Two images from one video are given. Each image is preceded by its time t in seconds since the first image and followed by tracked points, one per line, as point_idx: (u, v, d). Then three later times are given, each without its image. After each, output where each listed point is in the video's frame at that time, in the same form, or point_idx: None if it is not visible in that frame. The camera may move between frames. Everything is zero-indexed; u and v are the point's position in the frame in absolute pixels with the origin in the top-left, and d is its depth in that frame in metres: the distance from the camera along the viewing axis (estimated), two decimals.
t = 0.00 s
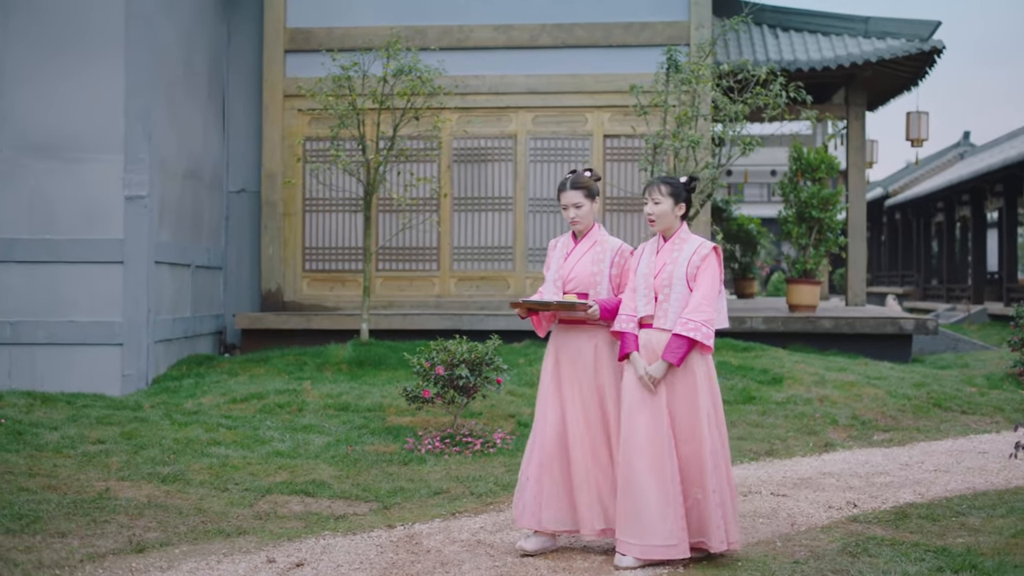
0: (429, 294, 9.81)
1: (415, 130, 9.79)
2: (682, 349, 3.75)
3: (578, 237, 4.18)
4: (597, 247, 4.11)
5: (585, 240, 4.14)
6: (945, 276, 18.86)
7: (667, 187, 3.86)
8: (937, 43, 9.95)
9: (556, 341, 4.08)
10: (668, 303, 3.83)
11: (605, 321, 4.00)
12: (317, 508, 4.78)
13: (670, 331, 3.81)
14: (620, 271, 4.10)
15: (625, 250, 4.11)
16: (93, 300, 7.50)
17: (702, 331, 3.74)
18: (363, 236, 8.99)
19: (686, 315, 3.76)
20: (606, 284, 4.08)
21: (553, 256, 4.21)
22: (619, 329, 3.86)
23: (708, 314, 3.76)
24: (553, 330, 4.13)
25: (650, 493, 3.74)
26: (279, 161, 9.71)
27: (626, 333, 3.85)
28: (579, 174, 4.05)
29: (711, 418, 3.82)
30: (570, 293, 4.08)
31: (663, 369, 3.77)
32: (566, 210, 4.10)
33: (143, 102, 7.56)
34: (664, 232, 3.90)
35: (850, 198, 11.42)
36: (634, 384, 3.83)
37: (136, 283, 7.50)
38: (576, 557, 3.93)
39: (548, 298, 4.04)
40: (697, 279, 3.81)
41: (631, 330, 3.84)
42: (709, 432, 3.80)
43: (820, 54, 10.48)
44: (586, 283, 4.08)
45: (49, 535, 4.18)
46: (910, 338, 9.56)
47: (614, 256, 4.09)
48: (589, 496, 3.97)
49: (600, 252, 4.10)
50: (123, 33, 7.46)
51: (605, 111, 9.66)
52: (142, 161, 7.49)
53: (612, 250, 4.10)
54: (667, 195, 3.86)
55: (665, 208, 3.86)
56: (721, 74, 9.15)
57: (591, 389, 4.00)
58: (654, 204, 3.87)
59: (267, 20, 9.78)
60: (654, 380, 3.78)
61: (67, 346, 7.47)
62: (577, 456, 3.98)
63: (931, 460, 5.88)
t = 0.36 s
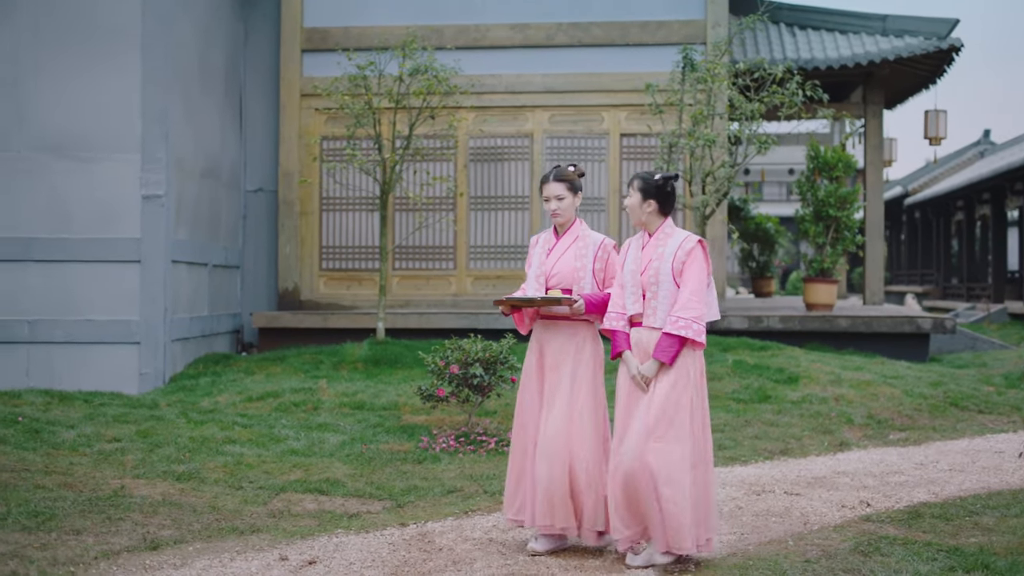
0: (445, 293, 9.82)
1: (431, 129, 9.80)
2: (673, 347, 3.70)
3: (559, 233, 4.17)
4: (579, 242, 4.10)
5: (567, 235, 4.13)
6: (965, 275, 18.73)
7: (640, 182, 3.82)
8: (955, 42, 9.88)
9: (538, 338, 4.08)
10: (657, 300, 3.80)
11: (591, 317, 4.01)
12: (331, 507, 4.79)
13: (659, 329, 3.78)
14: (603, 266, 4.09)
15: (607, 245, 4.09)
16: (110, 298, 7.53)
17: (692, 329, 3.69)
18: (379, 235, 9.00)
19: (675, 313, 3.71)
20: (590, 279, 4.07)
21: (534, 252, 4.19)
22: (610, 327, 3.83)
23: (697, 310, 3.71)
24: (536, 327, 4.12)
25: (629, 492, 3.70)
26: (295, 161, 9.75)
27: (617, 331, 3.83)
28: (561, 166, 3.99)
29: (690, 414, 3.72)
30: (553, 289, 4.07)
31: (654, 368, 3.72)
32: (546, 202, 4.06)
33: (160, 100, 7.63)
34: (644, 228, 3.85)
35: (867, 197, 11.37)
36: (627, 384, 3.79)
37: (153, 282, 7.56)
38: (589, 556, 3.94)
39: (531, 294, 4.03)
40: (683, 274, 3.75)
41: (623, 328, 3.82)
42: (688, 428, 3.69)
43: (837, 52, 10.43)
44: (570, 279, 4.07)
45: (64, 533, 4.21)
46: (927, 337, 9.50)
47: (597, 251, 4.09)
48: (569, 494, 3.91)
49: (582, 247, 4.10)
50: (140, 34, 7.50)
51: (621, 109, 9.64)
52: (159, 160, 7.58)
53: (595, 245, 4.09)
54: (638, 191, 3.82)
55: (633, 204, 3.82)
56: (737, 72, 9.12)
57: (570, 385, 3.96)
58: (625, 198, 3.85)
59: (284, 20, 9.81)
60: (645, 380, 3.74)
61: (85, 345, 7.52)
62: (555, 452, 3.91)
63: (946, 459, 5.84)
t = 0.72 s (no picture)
0: (463, 292, 9.82)
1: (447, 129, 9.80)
2: (638, 350, 3.53)
3: (551, 231, 4.12)
4: (571, 241, 4.06)
5: (559, 234, 4.08)
6: (986, 274, 18.60)
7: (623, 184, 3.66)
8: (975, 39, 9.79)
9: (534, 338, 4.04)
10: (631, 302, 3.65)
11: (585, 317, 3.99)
12: (345, 505, 4.80)
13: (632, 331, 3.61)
14: (596, 264, 4.05)
15: (600, 243, 4.05)
16: (127, 297, 7.58)
17: (652, 330, 3.49)
18: (396, 234, 9.02)
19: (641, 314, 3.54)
20: (583, 279, 4.05)
21: (526, 252, 4.14)
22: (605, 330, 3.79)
23: (662, 311, 3.50)
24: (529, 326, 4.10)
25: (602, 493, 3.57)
26: (313, 160, 9.78)
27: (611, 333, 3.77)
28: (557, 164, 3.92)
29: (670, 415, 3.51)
30: (545, 290, 4.05)
31: (623, 370, 3.58)
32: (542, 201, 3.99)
33: (177, 100, 7.69)
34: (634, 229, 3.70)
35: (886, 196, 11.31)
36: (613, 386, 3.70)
37: (170, 281, 7.60)
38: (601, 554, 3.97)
39: (523, 296, 4.00)
40: (655, 275, 3.56)
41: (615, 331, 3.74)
42: (665, 429, 3.49)
43: (855, 51, 10.36)
44: (563, 279, 4.03)
45: (80, 530, 4.24)
46: (946, 337, 9.44)
47: (590, 250, 4.04)
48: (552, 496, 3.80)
49: (574, 246, 4.06)
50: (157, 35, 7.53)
51: (638, 108, 9.62)
52: (177, 160, 7.66)
53: (587, 244, 4.05)
54: (622, 192, 3.67)
55: (618, 205, 3.69)
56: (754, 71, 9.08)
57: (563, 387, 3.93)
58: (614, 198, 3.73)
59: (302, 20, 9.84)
60: (619, 381, 3.62)
61: (103, 343, 7.57)
62: (542, 451, 3.84)
63: (962, 459, 5.80)
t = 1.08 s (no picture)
0: (479, 291, 9.84)
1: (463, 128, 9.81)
2: (638, 349, 3.44)
3: (541, 230, 4.00)
4: (561, 239, 3.93)
5: (548, 231, 3.96)
6: (1005, 273, 18.48)
7: (618, 181, 3.58)
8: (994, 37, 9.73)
9: (523, 337, 3.91)
10: (629, 301, 3.55)
11: (578, 318, 3.85)
12: (359, 504, 4.82)
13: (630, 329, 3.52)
14: (585, 263, 3.91)
15: (590, 242, 3.91)
16: (144, 297, 7.62)
17: (655, 330, 3.41)
18: (413, 234, 9.04)
19: (641, 313, 3.45)
20: (572, 278, 3.90)
21: (514, 251, 4.02)
22: (596, 330, 3.68)
23: (664, 310, 3.43)
24: (518, 328, 3.96)
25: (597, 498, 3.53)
26: (329, 159, 9.81)
27: (601, 333, 3.67)
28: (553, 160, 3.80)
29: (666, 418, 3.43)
30: (534, 289, 3.91)
31: (620, 370, 3.50)
32: (537, 196, 3.88)
33: (195, 100, 7.71)
34: (631, 227, 3.62)
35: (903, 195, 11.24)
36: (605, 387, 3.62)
37: (186, 280, 7.62)
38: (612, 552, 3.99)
39: (511, 294, 3.86)
40: (656, 273, 3.48)
41: (606, 331, 3.65)
42: (659, 434, 3.41)
43: (872, 49, 10.30)
44: (551, 277, 3.90)
45: (95, 528, 4.27)
46: (963, 336, 9.38)
47: (579, 249, 3.91)
48: (550, 499, 3.74)
49: (563, 245, 3.93)
50: (173, 35, 7.56)
51: (655, 107, 9.60)
52: (194, 160, 7.65)
53: (577, 243, 3.92)
54: (617, 189, 3.59)
55: (613, 202, 3.61)
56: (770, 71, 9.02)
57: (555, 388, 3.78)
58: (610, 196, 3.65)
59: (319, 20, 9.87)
60: (615, 382, 3.53)
61: (121, 343, 7.61)
62: (534, 454, 3.75)
63: (977, 459, 5.76)
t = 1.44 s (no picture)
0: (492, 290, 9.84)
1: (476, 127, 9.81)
2: (638, 351, 3.41)
3: (531, 226, 3.97)
4: (552, 235, 3.91)
5: (538, 228, 3.94)
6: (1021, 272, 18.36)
7: (609, 177, 3.53)
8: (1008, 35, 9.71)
9: (515, 336, 3.87)
10: (625, 301, 3.51)
11: (575, 315, 3.84)
12: (369, 502, 4.82)
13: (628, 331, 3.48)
14: (578, 259, 3.89)
15: (582, 237, 3.90)
16: (159, 295, 7.66)
17: (657, 332, 3.38)
18: (426, 233, 9.05)
19: (641, 315, 3.42)
20: (566, 274, 3.88)
21: (504, 249, 4.00)
22: (588, 329, 3.60)
23: (665, 312, 3.40)
24: (509, 327, 3.92)
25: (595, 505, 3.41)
26: (343, 158, 9.83)
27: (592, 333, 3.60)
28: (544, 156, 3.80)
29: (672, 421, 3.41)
30: (527, 286, 3.88)
31: (620, 373, 3.44)
32: (529, 193, 3.83)
33: (208, 100, 7.73)
34: (623, 225, 3.57)
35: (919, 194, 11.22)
36: (595, 388, 3.53)
37: (199, 278, 7.66)
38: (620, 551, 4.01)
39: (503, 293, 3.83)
40: (654, 273, 3.45)
41: (600, 331, 3.56)
42: (667, 434, 3.38)
43: (887, 47, 10.25)
44: (544, 274, 3.88)
45: (106, 525, 4.29)
46: (977, 335, 9.33)
47: (571, 244, 3.89)
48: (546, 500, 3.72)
49: (555, 241, 3.90)
50: (187, 34, 7.59)
51: (667, 106, 9.58)
52: (207, 159, 7.68)
53: (568, 238, 3.90)
54: (609, 186, 3.54)
55: (605, 199, 3.56)
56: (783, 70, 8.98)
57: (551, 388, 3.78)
58: (601, 193, 3.60)
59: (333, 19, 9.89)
60: (613, 385, 3.47)
61: (136, 341, 7.65)
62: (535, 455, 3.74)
63: (990, 458, 5.72)
